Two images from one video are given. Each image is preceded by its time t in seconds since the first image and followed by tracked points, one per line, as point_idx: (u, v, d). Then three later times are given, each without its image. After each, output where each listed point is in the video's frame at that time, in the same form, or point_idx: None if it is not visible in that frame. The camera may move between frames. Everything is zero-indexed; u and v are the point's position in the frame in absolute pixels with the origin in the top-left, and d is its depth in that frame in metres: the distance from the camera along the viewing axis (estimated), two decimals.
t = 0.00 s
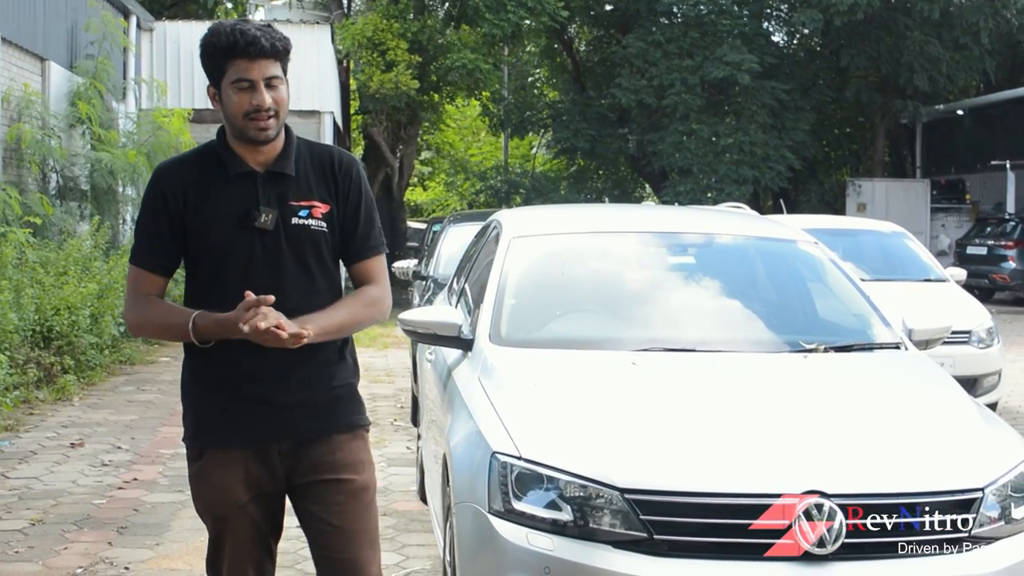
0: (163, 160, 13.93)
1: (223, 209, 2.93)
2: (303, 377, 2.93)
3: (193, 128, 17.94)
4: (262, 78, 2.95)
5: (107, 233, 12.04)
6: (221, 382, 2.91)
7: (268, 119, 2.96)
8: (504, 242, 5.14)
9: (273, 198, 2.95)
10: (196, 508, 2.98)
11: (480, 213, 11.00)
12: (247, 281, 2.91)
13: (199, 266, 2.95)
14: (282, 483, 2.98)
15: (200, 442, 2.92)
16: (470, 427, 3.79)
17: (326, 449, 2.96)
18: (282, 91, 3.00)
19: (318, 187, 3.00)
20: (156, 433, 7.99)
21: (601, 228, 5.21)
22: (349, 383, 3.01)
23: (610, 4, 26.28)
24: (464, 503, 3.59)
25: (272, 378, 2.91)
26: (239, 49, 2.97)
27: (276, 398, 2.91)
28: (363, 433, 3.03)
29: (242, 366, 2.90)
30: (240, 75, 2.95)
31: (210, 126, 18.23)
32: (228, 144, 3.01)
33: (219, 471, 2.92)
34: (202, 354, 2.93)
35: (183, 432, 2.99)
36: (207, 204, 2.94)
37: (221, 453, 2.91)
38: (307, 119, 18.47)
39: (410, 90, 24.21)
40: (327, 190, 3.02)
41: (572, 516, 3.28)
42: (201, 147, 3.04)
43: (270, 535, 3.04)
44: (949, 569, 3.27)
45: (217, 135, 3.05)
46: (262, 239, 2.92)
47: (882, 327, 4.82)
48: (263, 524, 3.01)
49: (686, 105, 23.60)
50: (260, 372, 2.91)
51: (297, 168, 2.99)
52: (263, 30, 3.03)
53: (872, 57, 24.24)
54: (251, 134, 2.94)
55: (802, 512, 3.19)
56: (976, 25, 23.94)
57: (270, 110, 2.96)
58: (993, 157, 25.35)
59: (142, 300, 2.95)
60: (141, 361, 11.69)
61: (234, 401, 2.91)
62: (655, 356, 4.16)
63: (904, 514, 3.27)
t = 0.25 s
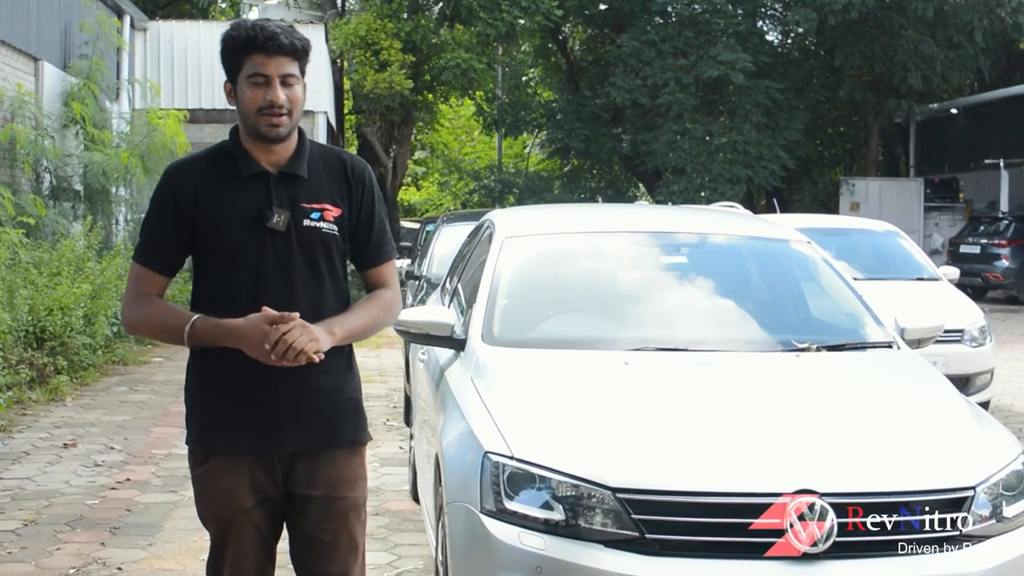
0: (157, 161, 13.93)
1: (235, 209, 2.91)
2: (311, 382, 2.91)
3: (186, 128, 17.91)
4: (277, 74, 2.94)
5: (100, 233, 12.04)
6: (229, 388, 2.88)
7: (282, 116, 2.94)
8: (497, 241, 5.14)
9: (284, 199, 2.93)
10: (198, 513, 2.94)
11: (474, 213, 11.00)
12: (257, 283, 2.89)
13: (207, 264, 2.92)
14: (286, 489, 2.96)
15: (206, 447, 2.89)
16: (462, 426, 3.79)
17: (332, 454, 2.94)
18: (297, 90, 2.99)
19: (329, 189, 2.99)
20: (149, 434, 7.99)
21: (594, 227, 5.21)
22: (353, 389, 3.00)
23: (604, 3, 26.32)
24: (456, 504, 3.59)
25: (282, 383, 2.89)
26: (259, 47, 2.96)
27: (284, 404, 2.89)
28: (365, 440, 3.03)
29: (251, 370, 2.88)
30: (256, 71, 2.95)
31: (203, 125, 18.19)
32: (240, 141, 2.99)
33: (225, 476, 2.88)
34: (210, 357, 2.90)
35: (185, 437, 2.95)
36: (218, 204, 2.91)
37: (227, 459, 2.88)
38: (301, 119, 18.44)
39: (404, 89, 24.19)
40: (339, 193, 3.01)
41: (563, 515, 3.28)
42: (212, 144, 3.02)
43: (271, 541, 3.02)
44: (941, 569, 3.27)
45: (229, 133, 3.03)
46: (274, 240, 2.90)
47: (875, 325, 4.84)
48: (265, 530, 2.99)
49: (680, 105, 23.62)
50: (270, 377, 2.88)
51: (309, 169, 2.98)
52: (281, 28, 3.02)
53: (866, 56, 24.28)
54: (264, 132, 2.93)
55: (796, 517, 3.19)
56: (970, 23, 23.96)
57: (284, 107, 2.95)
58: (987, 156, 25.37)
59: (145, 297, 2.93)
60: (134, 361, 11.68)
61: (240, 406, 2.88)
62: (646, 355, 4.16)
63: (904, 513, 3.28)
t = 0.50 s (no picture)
0: (148, 162, 13.90)
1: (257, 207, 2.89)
2: (333, 383, 2.89)
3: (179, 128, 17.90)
4: (307, 75, 2.93)
5: (92, 235, 12.01)
6: (248, 390, 2.85)
7: (309, 117, 2.93)
8: (489, 241, 5.14)
9: (307, 199, 2.92)
10: (213, 517, 2.91)
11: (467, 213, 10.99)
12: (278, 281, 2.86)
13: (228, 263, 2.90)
14: (303, 492, 2.94)
15: (223, 451, 2.85)
16: (453, 427, 3.79)
17: (350, 457, 2.92)
18: (324, 91, 2.98)
19: (351, 191, 2.98)
20: (141, 435, 7.97)
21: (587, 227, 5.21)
22: (374, 390, 2.98)
23: (596, 4, 26.37)
24: (448, 503, 3.59)
25: (302, 384, 2.86)
26: (288, 45, 2.95)
27: (305, 405, 2.86)
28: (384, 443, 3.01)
29: (271, 372, 2.85)
30: (286, 70, 2.93)
31: (194, 126, 18.11)
32: (264, 139, 2.97)
33: (242, 481, 2.86)
34: (231, 358, 2.87)
35: (201, 441, 2.92)
36: (240, 202, 2.90)
37: (244, 462, 2.85)
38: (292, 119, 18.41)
39: (396, 90, 24.12)
40: (360, 195, 3.00)
41: (554, 516, 3.28)
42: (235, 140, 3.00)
43: (286, 544, 2.99)
44: (935, 567, 3.28)
45: (252, 130, 3.02)
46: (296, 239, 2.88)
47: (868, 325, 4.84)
48: (280, 534, 2.96)
49: (672, 105, 23.63)
50: (290, 378, 2.86)
51: (330, 171, 2.97)
52: (310, 31, 3.02)
53: (858, 56, 24.32)
54: (291, 131, 2.92)
55: (791, 525, 3.19)
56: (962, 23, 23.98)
57: (311, 108, 2.94)
58: (978, 155, 25.43)
59: (161, 287, 2.87)
60: (126, 363, 11.66)
61: (260, 407, 2.85)
62: (635, 355, 4.16)
63: (903, 512, 3.29)
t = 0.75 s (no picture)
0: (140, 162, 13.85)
1: (277, 209, 2.89)
2: (357, 386, 2.88)
3: (169, 130, 17.88)
4: (314, 77, 2.94)
5: (82, 236, 11.99)
6: (273, 393, 2.84)
7: (321, 119, 2.93)
8: (479, 243, 5.14)
9: (325, 199, 2.91)
10: (232, 521, 2.91)
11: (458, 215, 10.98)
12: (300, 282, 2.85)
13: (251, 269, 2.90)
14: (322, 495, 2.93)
15: (246, 454, 2.85)
16: (444, 428, 3.79)
17: (372, 461, 2.92)
18: (333, 93, 2.98)
19: (368, 192, 2.98)
20: (132, 436, 7.97)
21: (578, 227, 5.22)
22: (398, 392, 2.97)
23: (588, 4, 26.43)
24: (438, 504, 3.58)
25: (325, 387, 2.86)
26: (294, 50, 2.95)
27: (328, 408, 2.86)
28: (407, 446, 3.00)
29: (294, 374, 2.85)
30: (293, 74, 2.94)
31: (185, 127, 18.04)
32: (278, 145, 2.97)
33: (264, 484, 2.86)
34: (256, 360, 2.86)
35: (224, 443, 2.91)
36: (260, 206, 2.89)
37: (267, 465, 2.85)
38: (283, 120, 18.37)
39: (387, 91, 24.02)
40: (377, 195, 3.01)
41: (543, 516, 3.29)
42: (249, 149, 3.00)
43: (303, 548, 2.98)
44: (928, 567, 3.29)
45: (265, 137, 3.02)
46: (316, 240, 2.88)
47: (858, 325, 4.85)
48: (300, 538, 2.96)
49: (663, 105, 23.65)
50: (313, 380, 2.85)
51: (346, 171, 2.97)
52: (316, 33, 3.02)
53: (849, 57, 24.34)
54: (303, 133, 2.91)
55: (784, 528, 3.20)
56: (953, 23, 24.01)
57: (322, 110, 2.94)
58: (969, 156, 25.50)
59: (193, 303, 2.88)
60: (116, 364, 11.64)
61: (285, 410, 2.84)
62: (624, 356, 4.16)
63: (903, 512, 3.31)
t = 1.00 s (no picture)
0: (133, 164, 13.82)
1: (292, 214, 2.81)
2: (372, 391, 2.80)
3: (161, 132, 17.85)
4: (331, 83, 2.84)
5: (73, 239, 11.98)
6: (287, 390, 2.78)
7: (339, 125, 2.84)
8: (469, 245, 5.14)
9: (343, 206, 2.82)
10: (239, 519, 2.80)
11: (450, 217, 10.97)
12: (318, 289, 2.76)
13: (265, 273, 2.85)
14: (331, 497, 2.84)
15: (258, 449, 2.78)
16: (435, 431, 3.79)
17: (383, 464, 2.83)
18: (353, 97, 2.88)
19: (388, 195, 2.88)
20: (123, 439, 7.96)
21: (568, 229, 5.22)
22: (411, 400, 2.87)
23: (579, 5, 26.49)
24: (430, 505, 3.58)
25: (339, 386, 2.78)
26: (310, 55, 2.87)
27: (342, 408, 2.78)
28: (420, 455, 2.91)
29: (308, 372, 2.77)
30: (310, 80, 2.84)
31: (176, 129, 18.02)
32: (297, 150, 2.89)
33: (275, 480, 2.76)
34: (268, 357, 2.80)
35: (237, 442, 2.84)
36: (277, 210, 2.82)
37: (277, 463, 2.77)
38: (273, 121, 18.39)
39: (379, 92, 24.02)
40: (398, 199, 2.91)
41: (533, 518, 3.29)
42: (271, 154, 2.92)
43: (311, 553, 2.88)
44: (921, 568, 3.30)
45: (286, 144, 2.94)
46: (332, 245, 2.79)
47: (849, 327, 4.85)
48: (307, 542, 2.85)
49: (654, 106, 23.69)
50: (327, 378, 2.77)
51: (367, 176, 2.87)
52: (334, 35, 2.92)
53: (840, 57, 24.37)
54: (321, 140, 2.83)
55: (776, 530, 3.21)
56: (943, 24, 24.06)
57: (340, 116, 2.84)
58: (959, 156, 25.56)
59: (212, 305, 2.86)
60: (108, 366, 11.64)
61: (299, 409, 2.77)
62: (615, 357, 4.17)
63: (901, 512, 3.34)
